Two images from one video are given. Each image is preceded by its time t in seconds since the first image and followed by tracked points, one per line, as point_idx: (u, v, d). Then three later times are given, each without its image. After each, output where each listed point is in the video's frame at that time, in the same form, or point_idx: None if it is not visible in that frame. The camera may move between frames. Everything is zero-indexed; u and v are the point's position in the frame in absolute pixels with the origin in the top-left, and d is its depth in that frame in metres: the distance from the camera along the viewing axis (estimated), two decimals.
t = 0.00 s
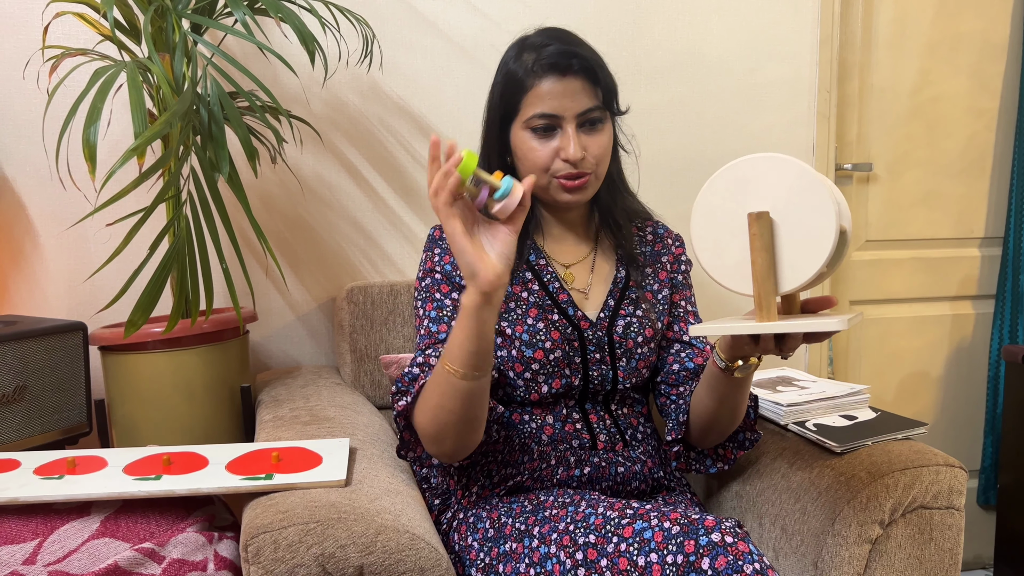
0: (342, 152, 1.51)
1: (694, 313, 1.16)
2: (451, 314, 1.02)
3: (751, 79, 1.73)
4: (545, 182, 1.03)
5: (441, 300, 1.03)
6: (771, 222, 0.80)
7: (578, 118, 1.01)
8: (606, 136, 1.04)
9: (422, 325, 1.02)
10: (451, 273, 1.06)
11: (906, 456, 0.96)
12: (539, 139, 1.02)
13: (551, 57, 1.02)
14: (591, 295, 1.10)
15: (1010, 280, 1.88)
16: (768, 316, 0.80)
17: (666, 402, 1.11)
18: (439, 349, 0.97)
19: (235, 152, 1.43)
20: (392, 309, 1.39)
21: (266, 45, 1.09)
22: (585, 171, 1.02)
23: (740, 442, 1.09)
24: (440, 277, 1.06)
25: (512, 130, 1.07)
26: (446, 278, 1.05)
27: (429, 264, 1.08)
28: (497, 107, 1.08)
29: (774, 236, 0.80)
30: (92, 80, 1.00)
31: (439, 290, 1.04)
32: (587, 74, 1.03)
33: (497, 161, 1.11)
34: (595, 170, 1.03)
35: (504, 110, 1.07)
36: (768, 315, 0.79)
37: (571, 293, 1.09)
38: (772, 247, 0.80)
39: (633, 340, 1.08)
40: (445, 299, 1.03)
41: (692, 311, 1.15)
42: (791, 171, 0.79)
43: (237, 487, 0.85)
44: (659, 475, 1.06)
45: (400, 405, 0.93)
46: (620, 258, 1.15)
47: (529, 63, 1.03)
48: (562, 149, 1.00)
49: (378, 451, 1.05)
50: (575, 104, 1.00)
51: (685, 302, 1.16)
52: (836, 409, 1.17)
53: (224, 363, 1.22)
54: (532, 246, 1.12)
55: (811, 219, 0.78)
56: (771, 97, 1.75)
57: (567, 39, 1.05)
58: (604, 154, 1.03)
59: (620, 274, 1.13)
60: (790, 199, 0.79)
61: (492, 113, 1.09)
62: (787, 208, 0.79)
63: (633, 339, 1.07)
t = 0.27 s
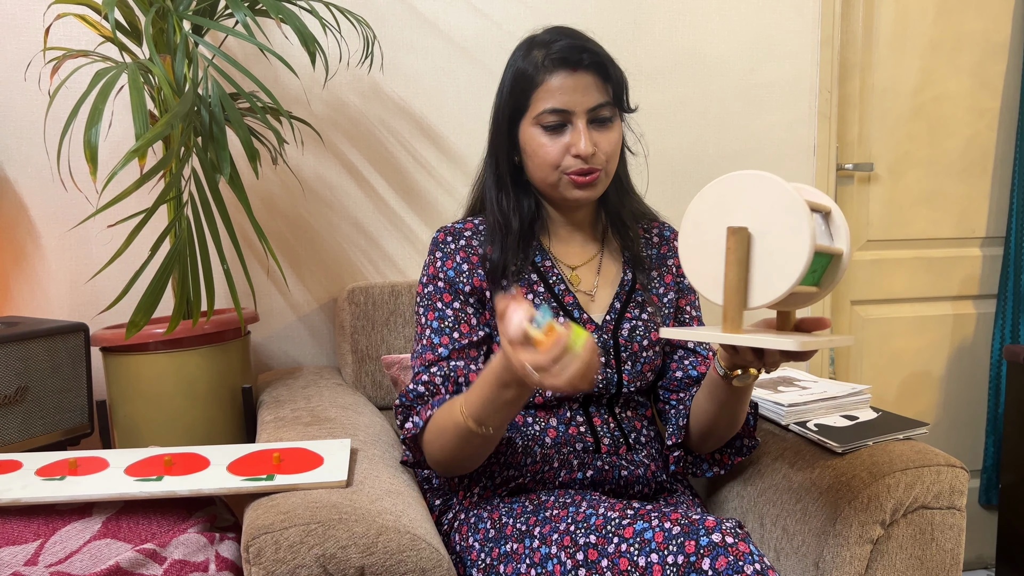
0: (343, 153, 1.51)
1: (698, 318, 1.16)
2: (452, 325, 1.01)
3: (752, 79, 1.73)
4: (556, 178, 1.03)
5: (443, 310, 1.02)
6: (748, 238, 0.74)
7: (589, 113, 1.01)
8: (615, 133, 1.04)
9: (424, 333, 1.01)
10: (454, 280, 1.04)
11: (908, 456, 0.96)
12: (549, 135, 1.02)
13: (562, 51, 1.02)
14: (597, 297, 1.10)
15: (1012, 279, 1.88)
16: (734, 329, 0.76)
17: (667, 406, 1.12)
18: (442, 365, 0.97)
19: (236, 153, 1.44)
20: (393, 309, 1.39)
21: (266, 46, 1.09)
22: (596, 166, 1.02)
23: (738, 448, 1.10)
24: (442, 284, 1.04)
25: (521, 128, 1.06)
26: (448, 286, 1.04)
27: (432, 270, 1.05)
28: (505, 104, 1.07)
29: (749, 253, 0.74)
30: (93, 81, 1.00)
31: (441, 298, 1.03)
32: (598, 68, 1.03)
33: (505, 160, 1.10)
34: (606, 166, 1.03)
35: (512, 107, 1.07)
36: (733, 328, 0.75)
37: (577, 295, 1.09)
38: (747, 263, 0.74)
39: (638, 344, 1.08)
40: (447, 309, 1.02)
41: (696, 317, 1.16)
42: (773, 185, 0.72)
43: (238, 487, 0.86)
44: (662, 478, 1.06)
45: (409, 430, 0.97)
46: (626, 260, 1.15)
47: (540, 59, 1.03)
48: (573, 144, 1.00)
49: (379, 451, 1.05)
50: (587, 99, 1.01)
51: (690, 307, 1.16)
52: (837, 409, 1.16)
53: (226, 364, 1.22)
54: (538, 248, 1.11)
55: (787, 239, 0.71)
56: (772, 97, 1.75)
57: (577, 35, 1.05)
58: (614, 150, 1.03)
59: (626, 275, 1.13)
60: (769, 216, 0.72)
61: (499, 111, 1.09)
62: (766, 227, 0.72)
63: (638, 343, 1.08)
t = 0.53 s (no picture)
0: (344, 154, 1.51)
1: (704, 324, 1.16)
2: (452, 334, 1.02)
3: (754, 79, 1.73)
4: (562, 184, 1.03)
5: (444, 317, 1.03)
6: (732, 251, 0.75)
7: (597, 119, 1.01)
8: (623, 139, 1.04)
9: (424, 339, 1.04)
10: (457, 284, 1.04)
11: (910, 456, 0.95)
12: (557, 140, 1.02)
13: (573, 56, 1.01)
14: (604, 300, 1.09)
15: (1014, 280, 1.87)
16: (711, 338, 0.77)
17: (667, 411, 1.13)
18: (444, 380, 0.99)
19: (238, 155, 1.44)
20: (394, 310, 1.39)
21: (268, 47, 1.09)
22: (603, 173, 1.02)
23: (736, 450, 1.12)
24: (445, 289, 1.04)
25: (529, 131, 1.06)
26: (451, 291, 1.04)
27: (436, 273, 1.05)
28: (514, 105, 1.07)
29: (731, 266, 0.75)
30: (95, 82, 1.00)
31: (444, 304, 1.04)
32: (608, 75, 1.02)
33: (511, 161, 1.11)
34: (612, 174, 1.03)
35: (521, 109, 1.06)
36: (709, 336, 0.76)
37: (584, 297, 1.08)
38: (728, 274, 0.75)
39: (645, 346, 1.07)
40: (448, 316, 1.03)
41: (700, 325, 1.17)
42: (757, 203, 0.73)
43: (240, 488, 0.86)
44: (666, 481, 1.05)
45: (413, 442, 0.98)
46: (633, 262, 1.15)
47: (551, 62, 1.02)
48: (580, 152, 1.00)
49: (380, 451, 1.05)
50: (596, 105, 1.00)
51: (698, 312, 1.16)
52: (839, 409, 1.16)
53: (228, 365, 1.22)
54: (545, 249, 1.11)
55: (766, 256, 0.72)
56: (774, 97, 1.75)
57: (590, 38, 1.04)
58: (621, 157, 1.03)
59: (633, 279, 1.13)
60: (751, 232, 0.73)
61: (509, 111, 1.08)
62: (748, 242, 0.73)
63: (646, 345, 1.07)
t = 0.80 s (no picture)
0: (346, 155, 1.51)
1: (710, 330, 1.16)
2: (458, 333, 1.01)
3: (755, 79, 1.73)
4: (548, 187, 1.04)
5: (450, 317, 1.02)
6: (711, 272, 0.71)
7: (580, 124, 1.00)
8: (613, 142, 1.01)
9: (429, 338, 1.03)
10: (464, 285, 1.04)
11: (912, 456, 0.95)
12: (542, 143, 1.03)
13: (559, 60, 0.99)
14: (609, 304, 1.10)
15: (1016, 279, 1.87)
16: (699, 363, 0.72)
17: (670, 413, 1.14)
18: (450, 381, 0.99)
19: (240, 156, 1.44)
20: (396, 311, 1.39)
21: (269, 48, 1.09)
22: (585, 177, 1.01)
23: (735, 453, 1.13)
24: (452, 289, 1.04)
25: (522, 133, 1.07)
26: (458, 291, 1.03)
27: (444, 272, 1.05)
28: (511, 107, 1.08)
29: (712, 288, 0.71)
30: (97, 84, 1.01)
31: (450, 304, 1.03)
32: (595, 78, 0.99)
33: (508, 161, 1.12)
34: (598, 177, 1.02)
35: (517, 111, 1.08)
36: (700, 361, 0.71)
37: (590, 300, 1.09)
38: (710, 296, 0.71)
39: (652, 350, 1.07)
40: (454, 316, 1.02)
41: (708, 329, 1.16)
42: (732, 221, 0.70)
43: (242, 489, 0.86)
44: (670, 484, 1.05)
45: (421, 439, 0.98)
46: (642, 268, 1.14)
47: (539, 66, 1.02)
48: (560, 156, 1.00)
49: (383, 452, 1.06)
50: (577, 109, 0.99)
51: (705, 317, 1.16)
52: (842, 410, 1.16)
53: (230, 366, 1.22)
54: (552, 250, 1.11)
55: (746, 274, 0.69)
56: (775, 97, 1.75)
57: (584, 40, 1.01)
58: (608, 161, 1.01)
59: (641, 282, 1.12)
60: (730, 251, 0.70)
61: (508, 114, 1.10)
62: (726, 261, 0.70)
63: (652, 349, 1.07)
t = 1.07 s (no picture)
0: (350, 157, 1.51)
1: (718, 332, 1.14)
2: (457, 331, 1.03)
3: (758, 81, 1.73)
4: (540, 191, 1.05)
5: (451, 315, 1.04)
6: (648, 296, 0.70)
7: (561, 128, 0.99)
8: (596, 145, 1.00)
9: (430, 333, 1.05)
10: (468, 283, 1.04)
11: (916, 458, 0.95)
12: (531, 148, 1.03)
13: (540, 67, 1.00)
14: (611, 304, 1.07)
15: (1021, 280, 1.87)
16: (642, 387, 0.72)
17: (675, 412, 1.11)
18: (443, 378, 1.02)
19: (243, 159, 1.44)
20: (400, 313, 1.39)
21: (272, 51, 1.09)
22: (569, 181, 1.01)
23: (733, 462, 1.12)
24: (456, 286, 1.05)
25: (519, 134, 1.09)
26: (462, 289, 1.04)
27: (450, 269, 1.06)
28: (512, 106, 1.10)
29: (649, 313, 0.70)
30: (101, 87, 1.01)
31: (452, 302, 1.04)
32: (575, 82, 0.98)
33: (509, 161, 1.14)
34: (582, 181, 1.01)
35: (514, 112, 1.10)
36: (639, 387, 0.70)
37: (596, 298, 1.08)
38: (648, 321, 0.71)
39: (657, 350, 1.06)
40: (455, 314, 1.04)
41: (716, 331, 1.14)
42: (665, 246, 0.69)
43: (246, 491, 0.86)
44: (674, 487, 1.06)
45: (414, 428, 1.02)
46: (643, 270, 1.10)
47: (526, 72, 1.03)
48: (543, 162, 1.01)
49: (387, 454, 1.06)
50: (557, 114, 0.98)
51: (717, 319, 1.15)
52: (846, 412, 1.16)
53: (234, 368, 1.22)
54: (560, 249, 1.11)
55: (680, 299, 0.68)
56: (778, 98, 1.75)
57: (568, 43, 1.00)
58: (591, 164, 1.00)
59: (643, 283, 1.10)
60: (664, 275, 0.69)
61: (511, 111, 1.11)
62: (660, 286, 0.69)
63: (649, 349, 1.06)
